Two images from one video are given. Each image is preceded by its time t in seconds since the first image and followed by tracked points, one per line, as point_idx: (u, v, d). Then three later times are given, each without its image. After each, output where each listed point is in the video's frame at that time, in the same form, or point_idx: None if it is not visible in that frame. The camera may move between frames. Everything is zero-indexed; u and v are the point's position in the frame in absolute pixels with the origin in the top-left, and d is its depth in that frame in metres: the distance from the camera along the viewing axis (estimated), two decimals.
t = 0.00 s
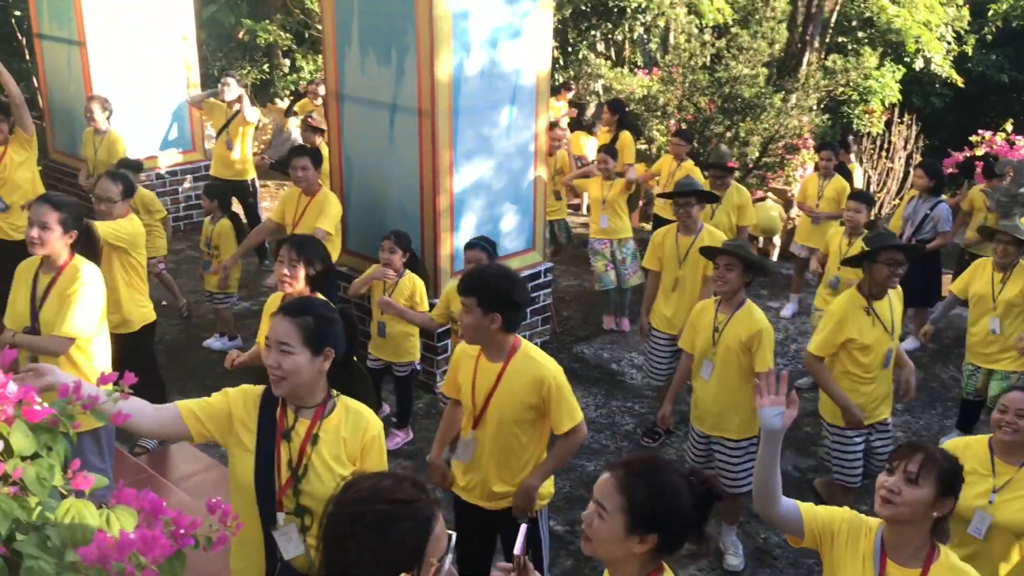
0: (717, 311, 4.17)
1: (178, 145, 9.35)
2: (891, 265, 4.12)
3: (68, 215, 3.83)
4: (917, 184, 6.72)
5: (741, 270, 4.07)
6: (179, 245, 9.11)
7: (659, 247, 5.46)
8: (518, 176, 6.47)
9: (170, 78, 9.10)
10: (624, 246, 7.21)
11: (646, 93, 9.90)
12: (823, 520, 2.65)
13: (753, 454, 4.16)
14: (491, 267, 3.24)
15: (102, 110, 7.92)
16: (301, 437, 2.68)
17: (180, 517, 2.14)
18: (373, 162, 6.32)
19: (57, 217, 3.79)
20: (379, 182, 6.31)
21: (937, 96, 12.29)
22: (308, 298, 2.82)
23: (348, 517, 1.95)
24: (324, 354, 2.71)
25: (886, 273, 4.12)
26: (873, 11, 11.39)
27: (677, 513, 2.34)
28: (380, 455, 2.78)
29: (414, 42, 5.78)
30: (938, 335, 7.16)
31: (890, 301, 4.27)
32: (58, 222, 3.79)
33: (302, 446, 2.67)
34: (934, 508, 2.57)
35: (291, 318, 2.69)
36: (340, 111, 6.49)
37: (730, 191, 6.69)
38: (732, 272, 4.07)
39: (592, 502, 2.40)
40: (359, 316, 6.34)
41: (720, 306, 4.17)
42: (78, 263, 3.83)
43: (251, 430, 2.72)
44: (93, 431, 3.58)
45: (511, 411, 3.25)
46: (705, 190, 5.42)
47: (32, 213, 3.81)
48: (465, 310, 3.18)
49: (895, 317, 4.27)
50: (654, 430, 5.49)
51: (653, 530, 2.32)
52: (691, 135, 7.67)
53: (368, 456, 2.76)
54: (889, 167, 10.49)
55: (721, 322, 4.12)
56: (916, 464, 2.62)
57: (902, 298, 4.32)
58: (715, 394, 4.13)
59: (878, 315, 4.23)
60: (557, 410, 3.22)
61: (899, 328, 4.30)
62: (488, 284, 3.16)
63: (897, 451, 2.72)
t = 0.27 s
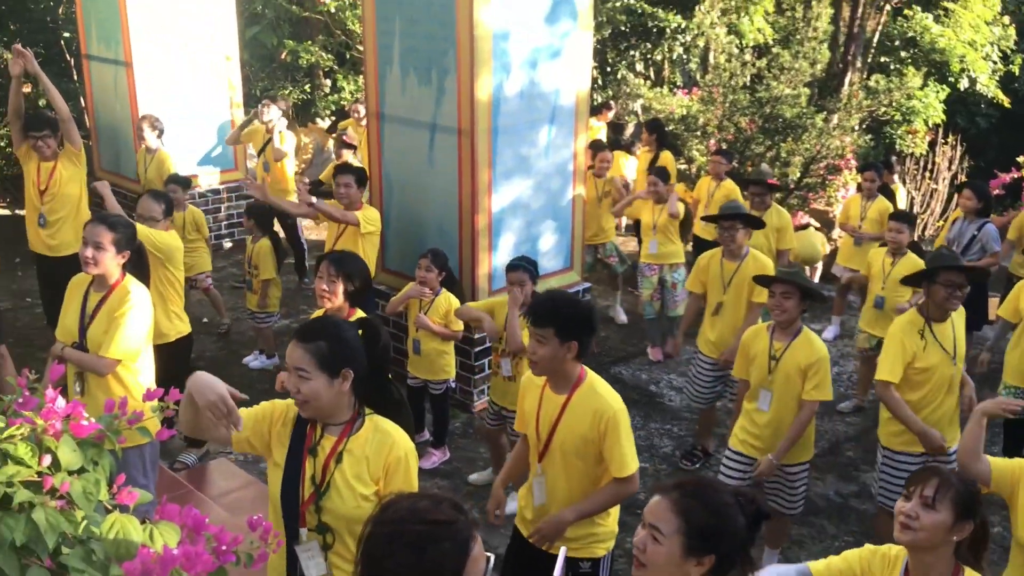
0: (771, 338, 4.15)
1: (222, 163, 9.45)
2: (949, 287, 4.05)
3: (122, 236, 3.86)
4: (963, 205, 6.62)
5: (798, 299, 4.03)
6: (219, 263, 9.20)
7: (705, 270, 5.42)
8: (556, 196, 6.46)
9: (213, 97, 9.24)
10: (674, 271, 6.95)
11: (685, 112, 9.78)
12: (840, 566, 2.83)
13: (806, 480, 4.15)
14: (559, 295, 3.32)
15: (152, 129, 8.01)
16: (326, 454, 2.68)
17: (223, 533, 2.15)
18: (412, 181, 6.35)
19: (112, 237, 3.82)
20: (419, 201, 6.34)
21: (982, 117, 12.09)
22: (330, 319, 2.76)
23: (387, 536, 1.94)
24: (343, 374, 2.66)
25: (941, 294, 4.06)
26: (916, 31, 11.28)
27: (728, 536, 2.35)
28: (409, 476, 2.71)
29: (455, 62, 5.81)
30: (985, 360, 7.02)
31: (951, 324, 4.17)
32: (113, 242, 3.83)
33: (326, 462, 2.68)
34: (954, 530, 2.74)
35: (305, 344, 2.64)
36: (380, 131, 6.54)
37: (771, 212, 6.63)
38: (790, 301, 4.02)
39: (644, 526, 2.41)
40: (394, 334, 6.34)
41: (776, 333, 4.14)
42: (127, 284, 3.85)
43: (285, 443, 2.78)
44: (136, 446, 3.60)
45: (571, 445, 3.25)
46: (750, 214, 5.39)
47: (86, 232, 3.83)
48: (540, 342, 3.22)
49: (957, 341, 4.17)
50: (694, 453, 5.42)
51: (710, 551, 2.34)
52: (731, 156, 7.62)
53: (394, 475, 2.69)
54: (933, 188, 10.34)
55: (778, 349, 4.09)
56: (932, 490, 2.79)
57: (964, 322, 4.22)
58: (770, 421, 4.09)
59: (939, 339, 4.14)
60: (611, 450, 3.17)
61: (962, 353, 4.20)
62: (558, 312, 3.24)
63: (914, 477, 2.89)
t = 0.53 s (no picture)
0: (791, 357, 4.10)
1: (249, 176, 9.53)
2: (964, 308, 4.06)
3: (149, 246, 3.90)
4: (992, 220, 6.56)
5: (819, 317, 3.99)
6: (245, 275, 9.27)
7: (750, 291, 5.39)
8: (581, 209, 6.47)
9: (241, 111, 9.34)
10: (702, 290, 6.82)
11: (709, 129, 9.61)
12: None
13: (831, 501, 4.10)
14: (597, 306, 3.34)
15: (189, 138, 8.19)
16: (352, 470, 2.69)
17: (249, 545, 2.20)
18: (437, 194, 6.38)
19: (140, 247, 3.87)
20: (444, 214, 6.36)
21: (1011, 131, 11.97)
22: (365, 332, 2.79)
23: (413, 547, 1.94)
24: (378, 389, 2.69)
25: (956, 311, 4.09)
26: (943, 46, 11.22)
27: (767, 558, 2.24)
28: (435, 491, 2.71)
29: (480, 76, 5.84)
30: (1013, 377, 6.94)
31: (992, 349, 4.11)
32: (141, 252, 3.87)
33: (353, 479, 2.68)
34: (990, 538, 2.71)
35: (343, 352, 2.68)
36: (406, 144, 6.57)
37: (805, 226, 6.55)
38: (810, 318, 3.99)
39: (681, 548, 2.34)
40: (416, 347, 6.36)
41: (796, 354, 4.09)
42: (158, 293, 3.93)
43: (308, 463, 2.77)
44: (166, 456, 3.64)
45: (601, 458, 3.24)
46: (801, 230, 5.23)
47: (115, 243, 3.89)
48: (574, 353, 3.22)
49: (992, 368, 4.10)
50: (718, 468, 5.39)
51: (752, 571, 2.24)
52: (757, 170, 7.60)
53: (420, 490, 2.69)
54: (960, 204, 10.25)
55: (800, 370, 4.04)
56: (964, 497, 2.74)
57: (1013, 355, 4.08)
58: (797, 445, 4.06)
59: (972, 359, 4.13)
60: (641, 462, 3.15)
61: (1000, 382, 4.09)
62: (590, 324, 3.24)
63: (947, 480, 2.83)
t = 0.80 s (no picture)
0: (795, 370, 4.07)
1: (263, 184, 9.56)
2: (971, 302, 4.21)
3: (159, 251, 3.92)
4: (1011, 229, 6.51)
5: (825, 327, 3.96)
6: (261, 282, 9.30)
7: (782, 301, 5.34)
8: (596, 218, 6.46)
9: (256, 118, 9.38)
10: (719, 301, 6.75)
11: (725, 135, 9.67)
12: None
13: (844, 513, 4.06)
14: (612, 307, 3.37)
15: (205, 144, 8.25)
16: (362, 476, 2.69)
17: (264, 551, 2.21)
18: (452, 203, 6.39)
19: (150, 252, 3.89)
20: (458, 221, 6.36)
21: None
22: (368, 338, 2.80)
23: (427, 553, 1.94)
24: (380, 394, 2.68)
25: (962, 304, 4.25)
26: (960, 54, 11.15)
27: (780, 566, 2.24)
28: (447, 495, 2.69)
29: (495, 84, 5.85)
30: None
31: (998, 346, 4.21)
32: (150, 257, 3.89)
33: (363, 485, 2.68)
34: (1018, 562, 2.67)
35: (343, 360, 2.68)
36: (421, 152, 6.59)
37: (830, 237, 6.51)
38: (815, 329, 3.97)
39: (696, 556, 2.32)
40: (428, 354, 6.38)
41: (800, 365, 4.07)
42: (170, 299, 3.95)
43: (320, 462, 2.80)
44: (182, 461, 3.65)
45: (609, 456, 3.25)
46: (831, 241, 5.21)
47: (125, 248, 3.91)
48: (583, 352, 3.22)
49: (996, 364, 4.19)
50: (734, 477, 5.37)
51: None
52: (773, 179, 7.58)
53: (431, 495, 2.68)
54: (977, 213, 10.18)
55: (804, 383, 4.02)
56: (997, 514, 2.72)
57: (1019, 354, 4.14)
58: (801, 460, 4.01)
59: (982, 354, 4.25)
60: (650, 458, 3.17)
61: (1002, 378, 4.17)
62: (600, 324, 3.25)
63: (981, 499, 2.82)
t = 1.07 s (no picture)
0: (815, 378, 4.06)
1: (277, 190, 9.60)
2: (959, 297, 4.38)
3: (164, 255, 3.95)
4: None
5: (841, 336, 3.97)
6: (274, 288, 9.34)
7: (795, 304, 5.34)
8: (608, 223, 6.46)
9: (268, 125, 9.42)
10: (725, 308, 6.73)
11: (737, 140, 9.55)
12: None
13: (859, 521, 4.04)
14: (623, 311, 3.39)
15: (216, 151, 8.25)
16: (384, 483, 2.70)
17: (280, 557, 2.24)
18: (465, 208, 6.40)
19: (152, 255, 3.92)
20: (471, 227, 6.37)
21: None
22: (389, 345, 2.81)
23: (440, 556, 1.94)
24: (403, 402, 2.69)
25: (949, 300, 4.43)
26: (974, 58, 11.09)
27: (775, 561, 2.21)
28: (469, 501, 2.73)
29: (508, 90, 5.86)
30: None
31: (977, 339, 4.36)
32: (153, 260, 3.92)
33: (385, 491, 2.69)
34: None
35: (366, 368, 2.69)
36: (434, 158, 6.61)
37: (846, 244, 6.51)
38: (830, 338, 3.98)
39: (693, 550, 2.30)
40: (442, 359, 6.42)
41: (818, 374, 4.06)
42: (174, 302, 3.98)
43: (339, 473, 2.80)
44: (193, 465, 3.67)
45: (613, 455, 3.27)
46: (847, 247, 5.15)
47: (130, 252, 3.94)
48: (591, 353, 3.25)
49: (973, 354, 4.35)
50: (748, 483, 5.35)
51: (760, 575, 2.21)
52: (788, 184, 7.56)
53: (457, 501, 2.72)
54: (992, 218, 10.13)
55: (822, 391, 4.01)
56: None
57: (993, 343, 4.27)
58: (813, 466, 4.01)
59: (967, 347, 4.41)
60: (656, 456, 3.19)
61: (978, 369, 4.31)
62: (608, 325, 3.27)
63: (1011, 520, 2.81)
